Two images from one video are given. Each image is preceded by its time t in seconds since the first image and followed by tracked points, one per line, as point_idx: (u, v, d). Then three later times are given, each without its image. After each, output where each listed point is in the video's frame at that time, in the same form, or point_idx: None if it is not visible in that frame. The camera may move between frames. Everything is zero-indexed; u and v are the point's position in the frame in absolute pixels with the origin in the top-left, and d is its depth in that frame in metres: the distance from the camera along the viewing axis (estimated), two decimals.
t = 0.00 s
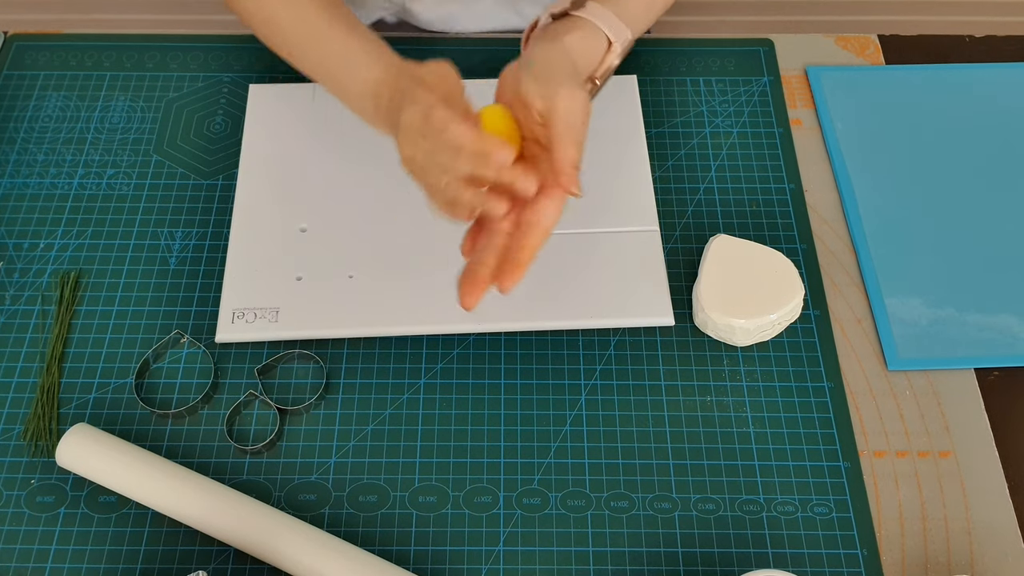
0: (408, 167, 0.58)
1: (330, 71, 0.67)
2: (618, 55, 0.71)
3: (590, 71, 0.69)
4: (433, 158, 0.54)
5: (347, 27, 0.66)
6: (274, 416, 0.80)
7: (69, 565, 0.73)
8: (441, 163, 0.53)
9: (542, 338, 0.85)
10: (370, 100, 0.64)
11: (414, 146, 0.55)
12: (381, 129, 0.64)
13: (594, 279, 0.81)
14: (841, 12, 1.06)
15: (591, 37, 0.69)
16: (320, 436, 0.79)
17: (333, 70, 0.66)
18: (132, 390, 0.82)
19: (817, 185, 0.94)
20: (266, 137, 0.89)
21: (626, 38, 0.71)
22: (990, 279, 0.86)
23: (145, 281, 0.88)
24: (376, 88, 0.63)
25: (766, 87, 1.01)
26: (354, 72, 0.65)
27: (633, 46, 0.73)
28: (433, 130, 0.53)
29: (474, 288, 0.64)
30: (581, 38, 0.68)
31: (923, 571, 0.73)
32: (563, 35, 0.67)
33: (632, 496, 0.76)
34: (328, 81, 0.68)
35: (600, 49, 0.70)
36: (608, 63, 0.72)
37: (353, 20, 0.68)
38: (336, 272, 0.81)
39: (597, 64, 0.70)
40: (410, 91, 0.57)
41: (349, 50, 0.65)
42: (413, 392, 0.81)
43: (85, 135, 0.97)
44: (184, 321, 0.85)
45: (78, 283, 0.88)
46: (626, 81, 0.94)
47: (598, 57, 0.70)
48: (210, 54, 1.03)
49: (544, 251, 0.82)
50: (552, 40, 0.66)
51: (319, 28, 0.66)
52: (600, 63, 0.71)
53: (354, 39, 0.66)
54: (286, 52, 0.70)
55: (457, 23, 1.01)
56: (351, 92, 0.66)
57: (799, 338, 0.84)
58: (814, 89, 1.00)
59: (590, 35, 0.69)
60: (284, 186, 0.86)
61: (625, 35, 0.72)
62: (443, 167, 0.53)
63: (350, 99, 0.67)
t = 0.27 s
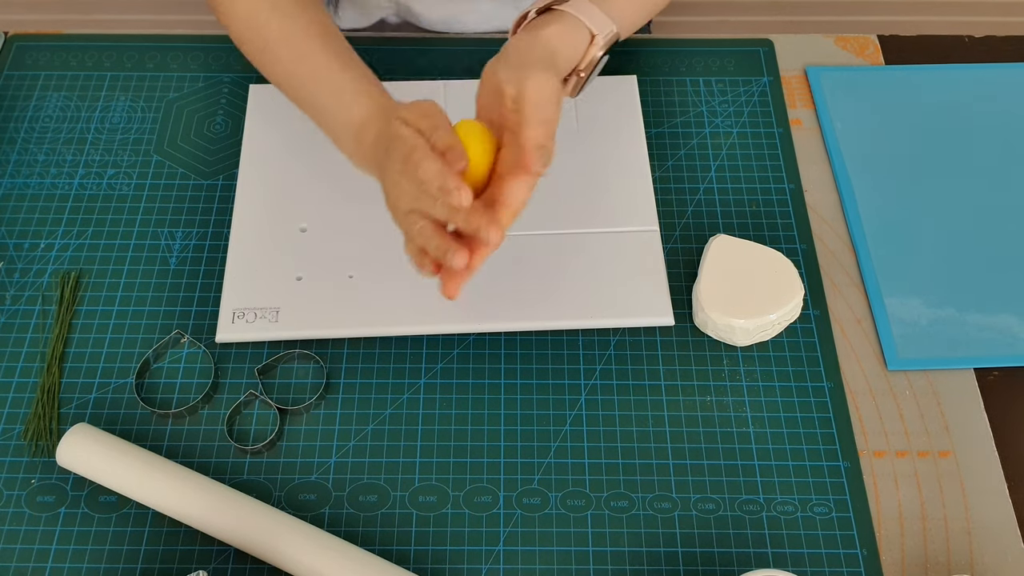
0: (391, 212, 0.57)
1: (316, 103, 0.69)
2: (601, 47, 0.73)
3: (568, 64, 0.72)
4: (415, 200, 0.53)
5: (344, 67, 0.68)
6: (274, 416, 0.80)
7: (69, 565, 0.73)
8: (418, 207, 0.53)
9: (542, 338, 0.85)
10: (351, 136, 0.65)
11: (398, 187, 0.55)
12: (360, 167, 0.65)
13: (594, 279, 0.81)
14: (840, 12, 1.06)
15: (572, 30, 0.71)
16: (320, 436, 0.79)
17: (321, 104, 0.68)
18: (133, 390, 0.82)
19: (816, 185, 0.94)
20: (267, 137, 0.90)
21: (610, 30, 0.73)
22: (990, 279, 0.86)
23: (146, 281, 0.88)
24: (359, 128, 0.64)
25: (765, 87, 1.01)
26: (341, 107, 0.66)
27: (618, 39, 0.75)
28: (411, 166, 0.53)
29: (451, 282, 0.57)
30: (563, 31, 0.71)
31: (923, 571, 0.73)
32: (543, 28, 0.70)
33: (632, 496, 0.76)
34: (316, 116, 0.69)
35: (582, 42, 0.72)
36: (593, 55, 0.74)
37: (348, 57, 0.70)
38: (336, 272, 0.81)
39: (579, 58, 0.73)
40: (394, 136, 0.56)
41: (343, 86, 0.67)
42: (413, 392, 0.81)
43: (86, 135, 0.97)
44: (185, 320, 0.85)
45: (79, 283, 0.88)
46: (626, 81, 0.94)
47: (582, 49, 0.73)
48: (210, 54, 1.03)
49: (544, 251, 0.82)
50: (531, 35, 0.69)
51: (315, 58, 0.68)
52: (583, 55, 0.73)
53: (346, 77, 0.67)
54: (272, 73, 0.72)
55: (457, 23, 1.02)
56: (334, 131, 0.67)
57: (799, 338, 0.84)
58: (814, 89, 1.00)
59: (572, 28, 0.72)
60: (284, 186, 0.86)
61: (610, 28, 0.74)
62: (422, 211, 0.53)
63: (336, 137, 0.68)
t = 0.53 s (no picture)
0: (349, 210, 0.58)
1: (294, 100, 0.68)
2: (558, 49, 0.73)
3: (524, 71, 0.73)
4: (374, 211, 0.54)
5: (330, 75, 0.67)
6: (274, 416, 0.80)
7: (70, 564, 0.73)
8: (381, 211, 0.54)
9: (542, 338, 0.85)
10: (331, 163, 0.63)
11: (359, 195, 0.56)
12: (337, 181, 0.64)
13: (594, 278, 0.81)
14: (840, 12, 1.06)
15: (526, 34, 0.71)
16: (320, 436, 0.79)
17: (298, 103, 0.67)
18: (133, 390, 0.82)
19: (816, 185, 0.94)
20: (266, 137, 0.90)
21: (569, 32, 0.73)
22: (990, 279, 0.86)
23: (146, 281, 0.88)
24: (338, 140, 0.64)
25: (765, 87, 1.01)
26: (322, 112, 0.65)
27: (579, 39, 0.74)
28: (379, 198, 0.54)
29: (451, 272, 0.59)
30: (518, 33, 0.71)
31: (923, 571, 0.73)
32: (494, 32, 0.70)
33: (632, 496, 0.76)
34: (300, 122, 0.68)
35: (539, 47, 0.72)
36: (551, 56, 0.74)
37: (329, 52, 0.69)
38: (336, 272, 0.81)
39: (536, 62, 0.73)
40: (371, 150, 0.58)
41: (327, 91, 0.66)
42: (413, 392, 0.81)
43: (85, 135, 0.97)
44: (185, 320, 0.85)
45: (79, 283, 0.88)
46: (626, 81, 0.94)
47: (539, 52, 0.73)
48: (210, 54, 1.03)
49: (544, 251, 0.82)
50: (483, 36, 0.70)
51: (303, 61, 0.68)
52: (539, 60, 0.74)
53: (328, 70, 0.67)
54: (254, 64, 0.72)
55: (457, 23, 1.02)
56: (317, 135, 0.66)
57: (799, 338, 0.84)
58: (814, 89, 1.00)
59: (528, 32, 0.71)
60: (284, 186, 0.86)
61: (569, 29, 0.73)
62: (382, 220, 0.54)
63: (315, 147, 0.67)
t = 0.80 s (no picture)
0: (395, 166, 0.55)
1: (317, 77, 0.67)
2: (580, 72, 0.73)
3: (545, 91, 0.72)
4: (435, 155, 0.53)
5: (344, 36, 0.68)
6: (274, 416, 0.80)
7: (69, 565, 0.73)
8: (448, 155, 0.53)
9: (542, 338, 0.85)
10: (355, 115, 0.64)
11: (416, 141, 0.54)
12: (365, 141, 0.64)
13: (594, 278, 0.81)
14: (840, 12, 1.06)
15: (549, 56, 0.71)
16: (320, 436, 0.79)
17: (320, 74, 0.67)
18: (133, 390, 0.82)
19: (816, 185, 0.94)
20: (266, 137, 0.90)
21: (591, 54, 0.73)
22: (990, 279, 0.86)
23: (145, 281, 0.88)
24: (365, 97, 0.64)
25: (765, 87, 1.01)
26: (344, 75, 0.65)
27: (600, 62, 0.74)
28: (459, 130, 0.53)
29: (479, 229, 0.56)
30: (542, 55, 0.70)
31: (923, 571, 0.73)
32: (521, 55, 0.69)
33: (632, 496, 0.76)
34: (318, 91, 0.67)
35: (560, 69, 0.72)
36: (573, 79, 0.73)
37: (337, 24, 0.69)
38: (336, 272, 0.81)
39: (558, 82, 0.73)
40: (415, 85, 0.57)
41: (343, 61, 0.66)
42: (413, 392, 0.81)
43: (85, 135, 0.97)
44: (185, 320, 0.85)
45: (79, 283, 0.88)
46: (626, 81, 0.94)
47: (561, 73, 0.72)
48: (210, 54, 1.03)
49: (544, 251, 0.82)
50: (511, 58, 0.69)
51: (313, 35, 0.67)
52: (561, 80, 0.73)
53: (343, 45, 0.67)
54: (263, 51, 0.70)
55: (457, 24, 1.02)
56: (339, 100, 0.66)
57: (799, 338, 0.84)
58: (814, 89, 1.00)
59: (551, 54, 0.71)
60: (285, 186, 0.86)
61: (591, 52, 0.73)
62: (447, 160, 0.53)
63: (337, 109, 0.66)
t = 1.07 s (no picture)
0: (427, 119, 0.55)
1: (333, 47, 0.68)
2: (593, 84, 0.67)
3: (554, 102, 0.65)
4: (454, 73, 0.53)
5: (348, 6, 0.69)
6: (274, 416, 0.80)
7: (69, 564, 0.73)
8: (465, 94, 0.53)
9: (542, 338, 0.85)
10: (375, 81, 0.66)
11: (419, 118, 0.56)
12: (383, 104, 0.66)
13: (594, 278, 0.81)
14: (840, 12, 1.06)
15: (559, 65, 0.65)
16: (320, 436, 0.79)
17: (334, 47, 0.68)
18: (133, 390, 0.82)
19: (816, 185, 0.94)
20: (267, 137, 0.90)
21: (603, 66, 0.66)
22: (990, 279, 0.86)
23: (145, 281, 0.88)
24: (381, 59, 0.65)
25: (765, 87, 1.01)
26: (353, 50, 0.67)
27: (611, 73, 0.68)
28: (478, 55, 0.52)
29: (422, 301, 0.65)
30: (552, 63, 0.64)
31: (923, 571, 0.73)
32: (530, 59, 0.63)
33: (631, 496, 0.76)
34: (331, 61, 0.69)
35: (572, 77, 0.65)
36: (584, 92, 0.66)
37: None
38: (336, 272, 0.81)
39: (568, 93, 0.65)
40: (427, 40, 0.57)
41: (354, 27, 0.67)
42: (413, 392, 0.81)
43: (85, 135, 0.97)
44: (184, 321, 0.85)
45: (79, 283, 0.88)
46: (626, 81, 0.94)
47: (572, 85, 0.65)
48: (210, 54, 1.03)
49: (543, 251, 0.82)
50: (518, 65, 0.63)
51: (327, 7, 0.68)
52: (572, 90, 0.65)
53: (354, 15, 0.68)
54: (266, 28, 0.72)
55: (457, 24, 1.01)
56: (355, 71, 0.67)
57: (799, 338, 0.84)
58: (814, 89, 1.00)
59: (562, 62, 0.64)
60: (285, 186, 0.86)
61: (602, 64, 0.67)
62: (465, 108, 0.53)
63: (354, 77, 0.68)
